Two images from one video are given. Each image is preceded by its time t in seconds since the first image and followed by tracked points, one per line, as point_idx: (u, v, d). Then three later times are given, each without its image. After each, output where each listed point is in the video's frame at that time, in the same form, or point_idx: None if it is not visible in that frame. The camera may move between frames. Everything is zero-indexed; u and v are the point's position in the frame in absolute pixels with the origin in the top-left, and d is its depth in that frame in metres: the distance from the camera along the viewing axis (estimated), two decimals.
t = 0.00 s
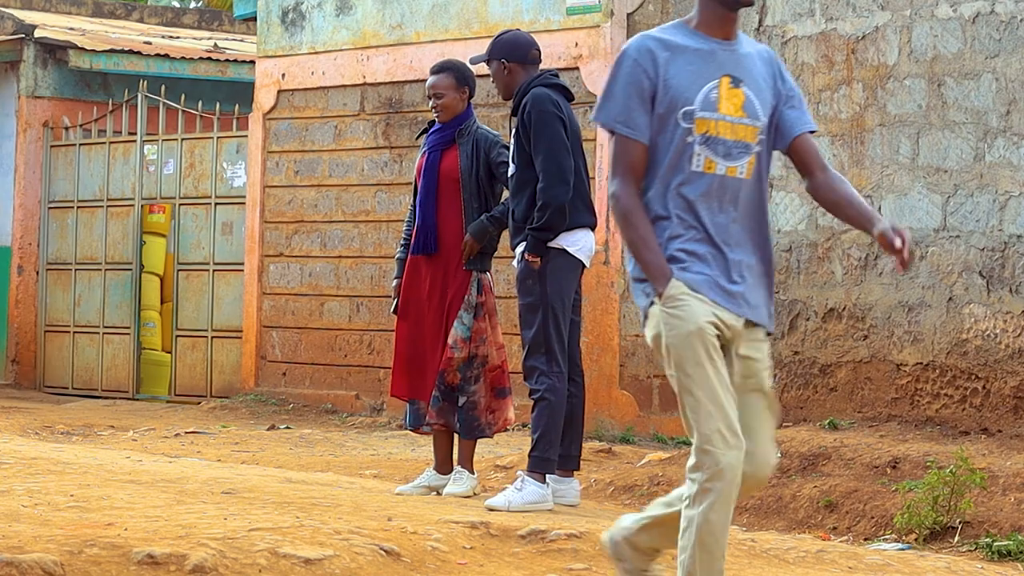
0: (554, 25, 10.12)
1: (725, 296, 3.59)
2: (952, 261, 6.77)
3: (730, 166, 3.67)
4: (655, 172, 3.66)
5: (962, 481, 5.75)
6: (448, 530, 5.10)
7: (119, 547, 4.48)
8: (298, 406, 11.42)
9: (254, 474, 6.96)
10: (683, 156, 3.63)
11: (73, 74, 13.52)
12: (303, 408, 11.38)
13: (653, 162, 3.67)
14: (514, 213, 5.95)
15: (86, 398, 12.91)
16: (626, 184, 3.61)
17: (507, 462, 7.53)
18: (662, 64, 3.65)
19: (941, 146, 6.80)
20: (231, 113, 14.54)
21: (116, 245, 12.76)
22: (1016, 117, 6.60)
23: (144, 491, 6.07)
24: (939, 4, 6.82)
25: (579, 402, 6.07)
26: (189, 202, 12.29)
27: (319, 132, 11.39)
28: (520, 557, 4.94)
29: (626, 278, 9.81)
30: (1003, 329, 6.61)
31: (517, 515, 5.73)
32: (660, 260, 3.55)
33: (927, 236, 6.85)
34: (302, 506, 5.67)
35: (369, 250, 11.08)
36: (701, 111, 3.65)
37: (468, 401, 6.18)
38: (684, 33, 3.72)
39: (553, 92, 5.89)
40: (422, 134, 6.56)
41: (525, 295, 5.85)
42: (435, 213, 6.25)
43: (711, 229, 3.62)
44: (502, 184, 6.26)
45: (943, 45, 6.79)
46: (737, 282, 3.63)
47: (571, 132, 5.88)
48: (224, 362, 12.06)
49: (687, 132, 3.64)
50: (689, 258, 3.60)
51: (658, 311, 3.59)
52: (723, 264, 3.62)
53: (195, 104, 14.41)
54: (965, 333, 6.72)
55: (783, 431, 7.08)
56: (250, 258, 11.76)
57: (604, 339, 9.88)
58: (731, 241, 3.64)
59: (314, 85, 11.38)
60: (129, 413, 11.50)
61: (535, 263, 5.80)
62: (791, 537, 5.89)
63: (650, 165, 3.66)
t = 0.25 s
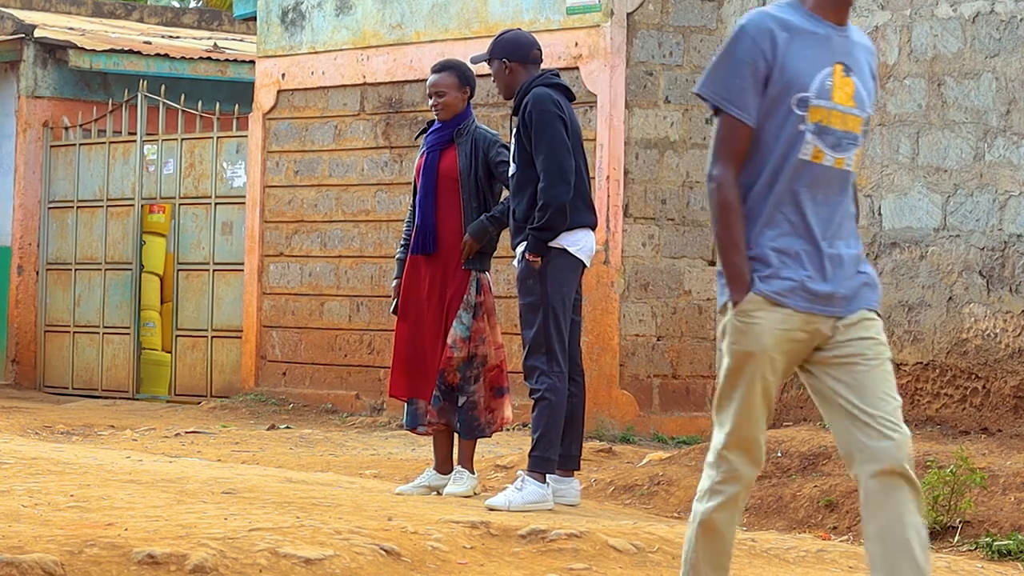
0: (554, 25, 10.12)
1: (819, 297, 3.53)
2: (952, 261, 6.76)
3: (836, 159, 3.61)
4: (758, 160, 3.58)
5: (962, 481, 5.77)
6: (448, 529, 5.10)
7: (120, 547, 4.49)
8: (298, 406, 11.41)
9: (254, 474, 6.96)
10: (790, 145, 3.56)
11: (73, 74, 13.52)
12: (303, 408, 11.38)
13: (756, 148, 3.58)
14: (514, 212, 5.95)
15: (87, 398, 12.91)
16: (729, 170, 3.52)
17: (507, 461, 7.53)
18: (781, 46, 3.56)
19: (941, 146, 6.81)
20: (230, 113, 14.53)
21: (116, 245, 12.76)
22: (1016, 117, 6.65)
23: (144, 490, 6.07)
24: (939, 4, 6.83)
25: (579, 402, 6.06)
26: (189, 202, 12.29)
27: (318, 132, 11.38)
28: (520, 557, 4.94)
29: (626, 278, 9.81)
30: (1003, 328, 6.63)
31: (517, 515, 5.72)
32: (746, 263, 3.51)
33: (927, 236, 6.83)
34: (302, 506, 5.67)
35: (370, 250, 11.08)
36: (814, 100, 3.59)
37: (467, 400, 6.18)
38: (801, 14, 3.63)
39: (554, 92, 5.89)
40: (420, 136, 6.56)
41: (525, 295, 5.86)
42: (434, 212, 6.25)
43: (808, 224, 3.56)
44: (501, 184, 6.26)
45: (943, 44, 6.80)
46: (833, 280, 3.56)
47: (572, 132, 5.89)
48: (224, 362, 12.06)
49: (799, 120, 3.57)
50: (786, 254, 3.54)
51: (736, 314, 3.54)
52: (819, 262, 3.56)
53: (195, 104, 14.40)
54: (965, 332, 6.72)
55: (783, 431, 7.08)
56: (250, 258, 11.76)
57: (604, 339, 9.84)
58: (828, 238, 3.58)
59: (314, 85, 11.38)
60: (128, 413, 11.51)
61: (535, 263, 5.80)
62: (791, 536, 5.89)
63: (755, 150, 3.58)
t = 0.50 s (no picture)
0: (554, 25, 10.12)
1: (993, 304, 3.34)
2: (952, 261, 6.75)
3: (997, 163, 3.42)
4: (919, 167, 3.42)
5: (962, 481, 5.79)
6: (448, 529, 5.10)
7: (120, 547, 4.49)
8: (298, 406, 11.41)
9: (254, 474, 6.96)
10: (950, 150, 3.39)
11: (73, 73, 13.52)
12: (303, 408, 11.37)
13: (917, 157, 3.42)
14: (515, 211, 5.96)
15: (87, 398, 12.92)
16: (890, 178, 3.37)
17: (507, 461, 7.53)
18: (933, 46, 3.40)
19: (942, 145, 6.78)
20: (230, 113, 14.53)
21: (116, 245, 12.76)
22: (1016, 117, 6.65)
23: (144, 490, 6.07)
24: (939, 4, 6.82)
25: (578, 402, 6.06)
26: (189, 202, 12.29)
27: (319, 131, 11.38)
28: (521, 557, 4.94)
29: (627, 278, 9.80)
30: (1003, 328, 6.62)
31: (518, 515, 5.72)
32: (921, 271, 3.32)
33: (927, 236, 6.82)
34: (303, 506, 5.67)
35: (370, 250, 11.08)
36: (973, 101, 3.40)
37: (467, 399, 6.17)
38: (951, 11, 3.46)
39: (556, 92, 5.89)
40: (420, 135, 6.56)
41: (524, 296, 5.86)
42: (433, 212, 6.25)
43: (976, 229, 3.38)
44: (499, 182, 6.26)
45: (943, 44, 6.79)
46: (1004, 286, 3.38)
47: (574, 132, 5.88)
48: (225, 362, 12.07)
49: (958, 123, 3.39)
50: (952, 262, 3.36)
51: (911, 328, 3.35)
52: (987, 268, 3.38)
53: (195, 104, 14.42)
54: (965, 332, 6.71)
55: (784, 430, 7.08)
56: (250, 258, 11.76)
57: (604, 339, 9.84)
58: (994, 243, 3.40)
59: (314, 85, 11.38)
60: (129, 413, 11.51)
61: (534, 263, 5.81)
62: (791, 536, 5.89)
63: (916, 158, 3.42)
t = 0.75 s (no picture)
0: (554, 24, 10.12)
1: None
2: (952, 261, 6.76)
3: None
4: None
5: (962, 480, 5.77)
6: (449, 529, 5.10)
7: (121, 546, 4.49)
8: (298, 405, 11.42)
9: (255, 473, 6.96)
10: None
11: (73, 73, 13.52)
12: (304, 407, 11.37)
13: None
14: (516, 210, 5.96)
15: (87, 397, 12.92)
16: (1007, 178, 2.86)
17: (508, 461, 7.52)
18: None
19: (942, 145, 6.80)
20: (230, 112, 14.53)
21: (116, 244, 12.76)
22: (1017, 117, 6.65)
23: (144, 490, 6.06)
24: (940, 3, 6.82)
25: (578, 401, 6.06)
26: (190, 201, 12.29)
27: (319, 131, 11.38)
28: (521, 556, 4.94)
29: (627, 278, 9.81)
30: (1003, 327, 6.61)
31: (518, 515, 5.71)
32: None
33: (928, 236, 6.83)
34: (303, 505, 5.67)
35: (370, 249, 11.08)
36: None
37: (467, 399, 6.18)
38: None
39: (560, 92, 5.89)
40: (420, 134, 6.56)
41: (524, 295, 5.86)
42: (433, 212, 6.24)
43: None
44: (499, 182, 6.27)
45: (944, 44, 6.80)
46: None
47: (576, 132, 5.88)
48: (225, 361, 12.07)
49: None
50: None
51: None
52: None
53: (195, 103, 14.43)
54: (965, 332, 6.72)
55: (784, 430, 7.08)
56: (250, 258, 11.76)
57: (605, 338, 9.84)
58: None
59: (314, 85, 11.38)
60: (129, 412, 11.50)
61: (534, 262, 5.81)
62: (792, 536, 5.88)
63: None
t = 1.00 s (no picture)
0: (555, 24, 10.12)
1: None
2: (953, 260, 6.77)
3: None
4: None
5: (963, 480, 5.78)
6: (449, 528, 5.10)
7: (121, 546, 4.49)
8: (299, 405, 11.42)
9: (256, 473, 6.96)
10: None
11: (74, 73, 13.51)
12: (305, 407, 11.37)
13: None
14: (517, 210, 5.96)
15: (88, 397, 12.92)
16: None
17: (508, 461, 7.52)
18: None
19: (943, 144, 6.81)
20: (231, 112, 14.54)
21: (117, 244, 12.76)
22: (1018, 116, 6.65)
23: (145, 489, 6.06)
24: (941, 3, 6.84)
25: (578, 401, 6.06)
26: (191, 201, 12.29)
27: (320, 131, 11.38)
28: (522, 556, 4.94)
29: (628, 277, 9.81)
30: (1004, 327, 6.63)
31: (519, 514, 5.71)
32: None
33: (929, 236, 6.83)
34: (304, 505, 5.67)
35: (371, 249, 11.08)
36: None
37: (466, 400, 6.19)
38: None
39: (563, 92, 5.89)
40: (420, 135, 6.57)
41: (525, 295, 5.85)
42: (432, 211, 6.24)
43: None
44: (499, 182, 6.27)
45: (945, 43, 6.80)
46: None
47: (579, 132, 5.89)
48: (226, 361, 12.08)
49: None
50: None
51: None
52: None
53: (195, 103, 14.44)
54: (966, 332, 6.73)
55: (784, 430, 7.07)
56: (251, 257, 11.76)
57: (605, 338, 9.85)
58: None
59: (315, 84, 11.38)
60: (130, 412, 11.50)
61: (535, 262, 5.81)
62: (793, 536, 5.88)
63: None
